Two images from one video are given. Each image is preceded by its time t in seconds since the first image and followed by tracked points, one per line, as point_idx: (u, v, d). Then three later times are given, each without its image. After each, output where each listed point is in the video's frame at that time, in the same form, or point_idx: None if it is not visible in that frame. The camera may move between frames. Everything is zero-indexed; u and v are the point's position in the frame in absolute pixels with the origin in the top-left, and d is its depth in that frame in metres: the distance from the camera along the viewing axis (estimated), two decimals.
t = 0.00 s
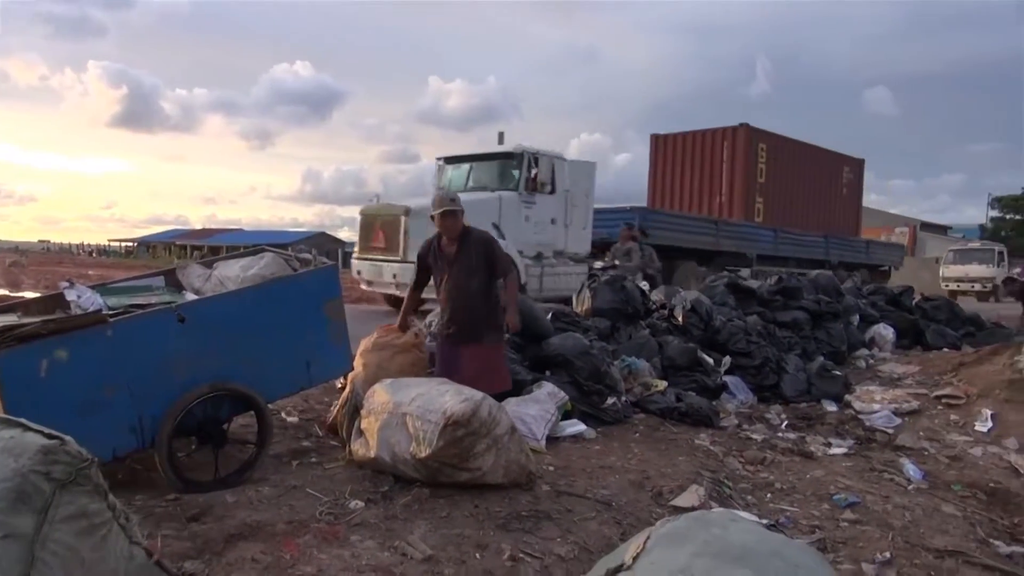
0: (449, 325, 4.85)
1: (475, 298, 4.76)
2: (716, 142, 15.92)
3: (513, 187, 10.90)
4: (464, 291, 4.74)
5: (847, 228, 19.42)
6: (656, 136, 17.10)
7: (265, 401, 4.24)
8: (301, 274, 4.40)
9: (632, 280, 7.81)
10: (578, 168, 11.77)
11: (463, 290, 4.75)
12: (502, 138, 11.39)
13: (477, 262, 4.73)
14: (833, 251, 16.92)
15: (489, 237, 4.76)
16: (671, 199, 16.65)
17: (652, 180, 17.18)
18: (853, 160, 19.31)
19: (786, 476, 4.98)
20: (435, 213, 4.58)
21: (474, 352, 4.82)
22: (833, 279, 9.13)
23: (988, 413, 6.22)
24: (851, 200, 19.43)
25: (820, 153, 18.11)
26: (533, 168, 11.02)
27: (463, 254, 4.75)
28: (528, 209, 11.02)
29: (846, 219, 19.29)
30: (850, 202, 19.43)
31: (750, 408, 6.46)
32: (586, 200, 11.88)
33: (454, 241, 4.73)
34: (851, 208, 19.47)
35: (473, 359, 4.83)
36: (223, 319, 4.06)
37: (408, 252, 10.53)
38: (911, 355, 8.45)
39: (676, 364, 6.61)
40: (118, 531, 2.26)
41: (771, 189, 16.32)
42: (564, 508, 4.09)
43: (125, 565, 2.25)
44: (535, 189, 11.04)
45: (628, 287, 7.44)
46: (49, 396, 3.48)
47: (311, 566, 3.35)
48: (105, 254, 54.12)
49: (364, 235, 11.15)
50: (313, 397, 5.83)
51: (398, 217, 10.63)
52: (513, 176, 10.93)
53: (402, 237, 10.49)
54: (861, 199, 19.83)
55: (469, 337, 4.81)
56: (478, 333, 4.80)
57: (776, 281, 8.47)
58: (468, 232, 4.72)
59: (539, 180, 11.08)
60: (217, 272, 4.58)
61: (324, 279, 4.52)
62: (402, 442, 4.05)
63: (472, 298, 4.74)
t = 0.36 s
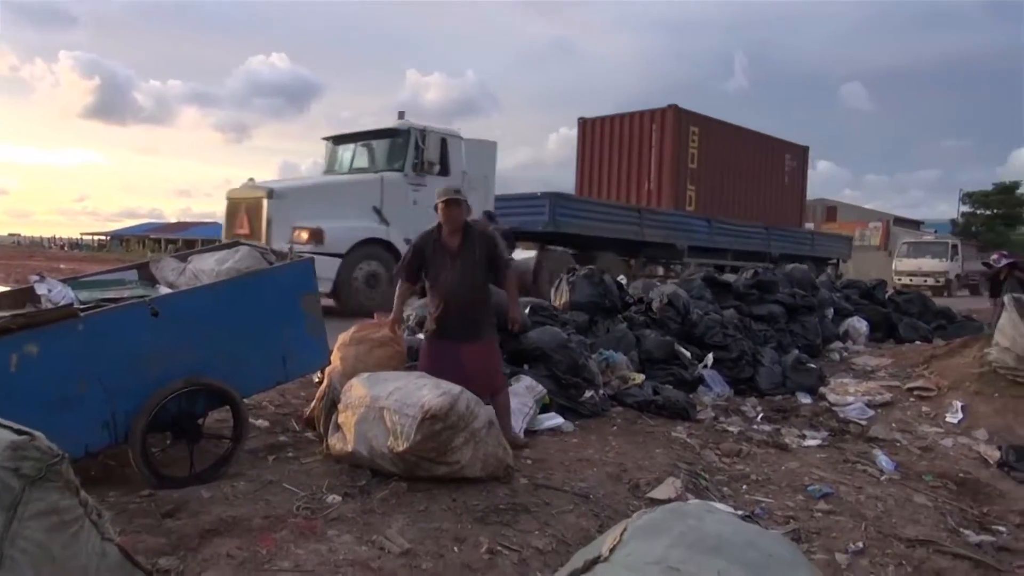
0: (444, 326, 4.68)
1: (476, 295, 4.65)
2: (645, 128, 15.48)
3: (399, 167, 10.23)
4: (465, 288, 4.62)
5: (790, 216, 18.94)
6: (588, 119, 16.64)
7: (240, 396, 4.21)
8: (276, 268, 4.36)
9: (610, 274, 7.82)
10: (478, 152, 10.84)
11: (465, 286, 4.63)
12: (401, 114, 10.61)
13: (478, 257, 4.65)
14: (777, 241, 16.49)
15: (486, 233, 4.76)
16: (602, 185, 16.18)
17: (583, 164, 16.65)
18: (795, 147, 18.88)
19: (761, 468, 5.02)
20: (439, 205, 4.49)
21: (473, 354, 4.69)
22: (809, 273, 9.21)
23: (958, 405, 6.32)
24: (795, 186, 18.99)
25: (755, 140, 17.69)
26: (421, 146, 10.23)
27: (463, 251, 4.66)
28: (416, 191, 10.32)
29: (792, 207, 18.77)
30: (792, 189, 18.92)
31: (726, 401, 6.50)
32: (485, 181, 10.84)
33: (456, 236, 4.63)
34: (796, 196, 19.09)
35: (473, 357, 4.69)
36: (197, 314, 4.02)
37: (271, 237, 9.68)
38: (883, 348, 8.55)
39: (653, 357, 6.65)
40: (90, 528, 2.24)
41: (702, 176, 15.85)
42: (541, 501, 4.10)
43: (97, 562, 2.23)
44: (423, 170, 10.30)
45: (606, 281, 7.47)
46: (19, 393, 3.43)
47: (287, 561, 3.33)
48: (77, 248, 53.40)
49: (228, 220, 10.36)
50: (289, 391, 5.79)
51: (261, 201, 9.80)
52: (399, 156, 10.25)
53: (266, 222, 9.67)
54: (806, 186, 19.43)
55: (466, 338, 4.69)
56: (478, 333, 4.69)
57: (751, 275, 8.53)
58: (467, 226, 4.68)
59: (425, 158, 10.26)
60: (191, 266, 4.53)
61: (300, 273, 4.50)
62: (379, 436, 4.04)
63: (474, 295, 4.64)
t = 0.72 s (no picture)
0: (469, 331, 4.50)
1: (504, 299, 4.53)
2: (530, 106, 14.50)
3: (224, 141, 9.19)
4: (495, 291, 4.48)
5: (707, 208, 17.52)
6: (489, 97, 15.47)
7: (208, 392, 4.17)
8: (244, 261, 4.32)
9: (581, 269, 7.83)
10: (331, 129, 10.24)
11: (495, 289, 4.48)
12: (259, 81, 9.73)
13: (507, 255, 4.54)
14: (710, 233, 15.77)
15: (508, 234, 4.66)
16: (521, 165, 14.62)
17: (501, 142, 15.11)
18: (717, 128, 17.57)
19: (729, 461, 5.07)
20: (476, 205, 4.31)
21: (496, 359, 4.55)
22: (777, 268, 9.31)
23: (921, 397, 6.44)
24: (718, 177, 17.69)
25: (688, 123, 16.66)
26: (248, 117, 9.27)
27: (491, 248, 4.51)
28: (247, 170, 9.38)
29: (725, 199, 18.08)
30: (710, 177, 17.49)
31: (695, 394, 6.55)
32: (335, 159, 10.39)
33: (487, 236, 4.48)
34: (706, 184, 17.41)
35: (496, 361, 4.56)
36: (163, 308, 3.98)
37: (51, 221, 8.59)
38: (850, 342, 8.66)
39: (623, 352, 6.69)
40: (52, 526, 2.21)
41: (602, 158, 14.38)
42: (512, 495, 4.11)
43: (59, 561, 2.20)
44: (256, 147, 9.38)
45: (577, 275, 7.49)
46: None
47: (255, 558, 3.31)
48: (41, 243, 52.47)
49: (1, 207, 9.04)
50: (259, 387, 5.74)
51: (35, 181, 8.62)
52: (226, 127, 9.19)
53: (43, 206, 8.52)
54: (728, 176, 18.07)
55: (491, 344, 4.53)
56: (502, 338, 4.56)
57: (720, 270, 8.61)
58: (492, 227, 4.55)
59: (255, 132, 9.33)
60: (157, 260, 4.46)
61: (270, 267, 4.46)
62: (349, 432, 4.02)
63: (503, 299, 4.53)
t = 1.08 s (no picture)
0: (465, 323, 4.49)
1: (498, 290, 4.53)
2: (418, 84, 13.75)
3: None
4: (491, 282, 4.48)
5: (626, 194, 17.12)
6: (376, 73, 14.63)
7: (176, 390, 4.13)
8: (213, 258, 4.28)
9: (553, 265, 7.85)
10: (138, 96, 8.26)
11: (490, 281, 4.49)
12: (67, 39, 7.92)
13: (503, 247, 4.56)
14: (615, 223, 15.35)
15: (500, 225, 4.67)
16: (410, 146, 13.89)
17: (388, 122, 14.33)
18: (634, 110, 17.15)
19: (700, 455, 5.12)
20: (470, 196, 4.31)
21: (491, 351, 4.55)
22: (747, 264, 9.39)
23: (887, 390, 6.54)
24: (637, 162, 17.28)
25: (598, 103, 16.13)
26: None
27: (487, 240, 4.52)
28: (14, 144, 7.40)
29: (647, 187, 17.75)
30: (630, 162, 17.11)
31: (667, 389, 6.59)
32: (145, 134, 8.38)
33: (482, 228, 4.48)
34: (624, 169, 17.00)
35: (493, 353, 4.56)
36: (131, 306, 3.93)
37: None
38: (818, 336, 8.77)
39: (595, 347, 6.71)
40: (15, 528, 2.18)
41: (499, 138, 13.79)
42: (485, 491, 4.11)
43: (23, 562, 2.17)
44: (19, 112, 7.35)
45: (549, 271, 7.51)
46: None
47: (224, 557, 3.28)
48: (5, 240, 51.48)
49: None
50: (229, 385, 5.69)
51: None
52: None
53: None
54: (648, 161, 17.69)
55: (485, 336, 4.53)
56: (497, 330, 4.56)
57: (691, 265, 8.68)
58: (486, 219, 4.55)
59: None
60: (123, 257, 4.40)
61: (239, 264, 4.42)
62: (321, 429, 4.00)
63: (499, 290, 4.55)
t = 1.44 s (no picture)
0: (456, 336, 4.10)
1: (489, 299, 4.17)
2: (291, 57, 11.99)
3: None
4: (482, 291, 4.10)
5: (545, 183, 15.27)
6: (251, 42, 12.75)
7: (149, 389, 4.09)
8: (184, 255, 4.24)
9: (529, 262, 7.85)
10: None
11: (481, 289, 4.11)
12: None
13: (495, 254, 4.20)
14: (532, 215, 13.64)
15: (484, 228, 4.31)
16: (281, 127, 12.20)
17: (263, 103, 12.54)
18: (558, 94, 15.48)
19: (675, 449, 5.16)
20: (459, 199, 3.93)
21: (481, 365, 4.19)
22: (721, 260, 9.45)
23: (858, 384, 6.62)
24: (556, 147, 15.49)
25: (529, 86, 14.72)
26: None
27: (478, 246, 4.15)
28: None
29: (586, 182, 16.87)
30: (550, 149, 15.35)
31: (642, 384, 6.63)
32: None
33: (469, 232, 4.11)
34: (542, 156, 15.14)
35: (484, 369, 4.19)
36: (101, 303, 3.88)
37: None
38: (791, 332, 8.86)
39: (571, 343, 6.72)
40: None
41: (389, 118, 12.09)
42: (461, 488, 4.11)
43: None
44: None
45: (525, 268, 7.51)
46: None
47: (198, 557, 3.26)
48: None
49: None
50: (203, 383, 5.64)
51: None
52: None
53: None
54: (572, 147, 15.97)
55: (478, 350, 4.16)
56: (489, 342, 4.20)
57: (666, 262, 8.75)
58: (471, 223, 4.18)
59: None
60: (93, 254, 4.34)
61: (211, 261, 4.38)
62: (296, 427, 3.97)
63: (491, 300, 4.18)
